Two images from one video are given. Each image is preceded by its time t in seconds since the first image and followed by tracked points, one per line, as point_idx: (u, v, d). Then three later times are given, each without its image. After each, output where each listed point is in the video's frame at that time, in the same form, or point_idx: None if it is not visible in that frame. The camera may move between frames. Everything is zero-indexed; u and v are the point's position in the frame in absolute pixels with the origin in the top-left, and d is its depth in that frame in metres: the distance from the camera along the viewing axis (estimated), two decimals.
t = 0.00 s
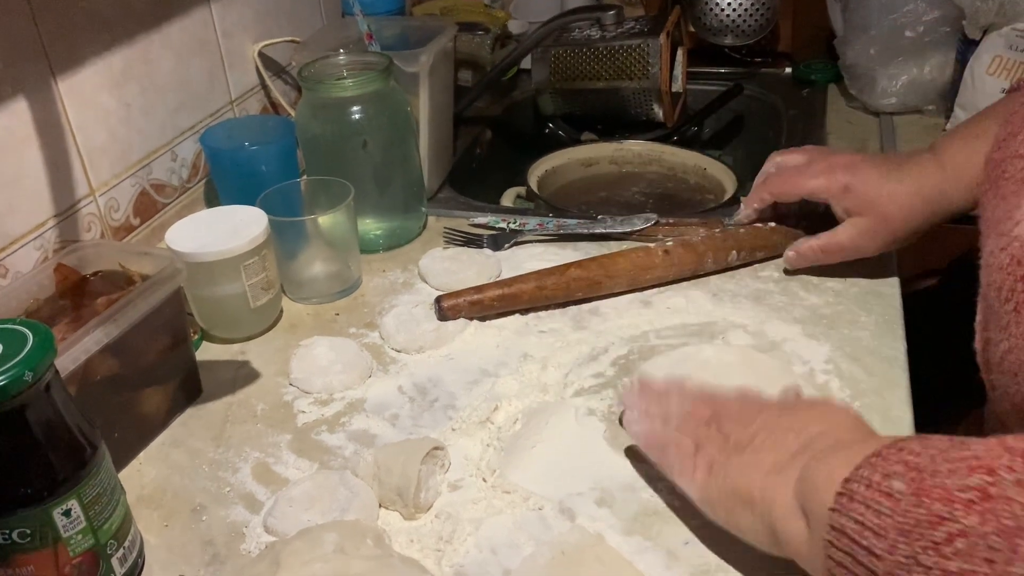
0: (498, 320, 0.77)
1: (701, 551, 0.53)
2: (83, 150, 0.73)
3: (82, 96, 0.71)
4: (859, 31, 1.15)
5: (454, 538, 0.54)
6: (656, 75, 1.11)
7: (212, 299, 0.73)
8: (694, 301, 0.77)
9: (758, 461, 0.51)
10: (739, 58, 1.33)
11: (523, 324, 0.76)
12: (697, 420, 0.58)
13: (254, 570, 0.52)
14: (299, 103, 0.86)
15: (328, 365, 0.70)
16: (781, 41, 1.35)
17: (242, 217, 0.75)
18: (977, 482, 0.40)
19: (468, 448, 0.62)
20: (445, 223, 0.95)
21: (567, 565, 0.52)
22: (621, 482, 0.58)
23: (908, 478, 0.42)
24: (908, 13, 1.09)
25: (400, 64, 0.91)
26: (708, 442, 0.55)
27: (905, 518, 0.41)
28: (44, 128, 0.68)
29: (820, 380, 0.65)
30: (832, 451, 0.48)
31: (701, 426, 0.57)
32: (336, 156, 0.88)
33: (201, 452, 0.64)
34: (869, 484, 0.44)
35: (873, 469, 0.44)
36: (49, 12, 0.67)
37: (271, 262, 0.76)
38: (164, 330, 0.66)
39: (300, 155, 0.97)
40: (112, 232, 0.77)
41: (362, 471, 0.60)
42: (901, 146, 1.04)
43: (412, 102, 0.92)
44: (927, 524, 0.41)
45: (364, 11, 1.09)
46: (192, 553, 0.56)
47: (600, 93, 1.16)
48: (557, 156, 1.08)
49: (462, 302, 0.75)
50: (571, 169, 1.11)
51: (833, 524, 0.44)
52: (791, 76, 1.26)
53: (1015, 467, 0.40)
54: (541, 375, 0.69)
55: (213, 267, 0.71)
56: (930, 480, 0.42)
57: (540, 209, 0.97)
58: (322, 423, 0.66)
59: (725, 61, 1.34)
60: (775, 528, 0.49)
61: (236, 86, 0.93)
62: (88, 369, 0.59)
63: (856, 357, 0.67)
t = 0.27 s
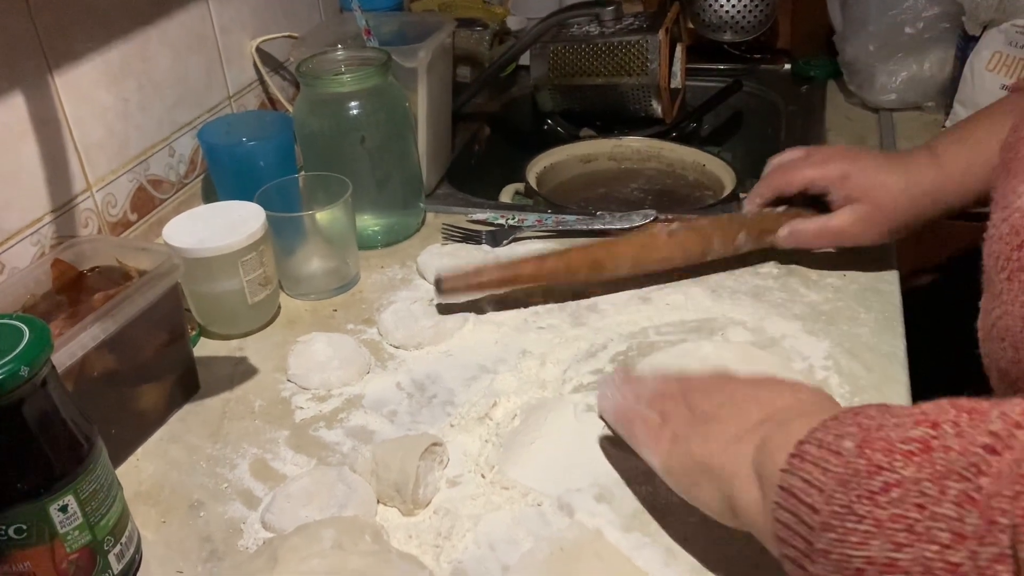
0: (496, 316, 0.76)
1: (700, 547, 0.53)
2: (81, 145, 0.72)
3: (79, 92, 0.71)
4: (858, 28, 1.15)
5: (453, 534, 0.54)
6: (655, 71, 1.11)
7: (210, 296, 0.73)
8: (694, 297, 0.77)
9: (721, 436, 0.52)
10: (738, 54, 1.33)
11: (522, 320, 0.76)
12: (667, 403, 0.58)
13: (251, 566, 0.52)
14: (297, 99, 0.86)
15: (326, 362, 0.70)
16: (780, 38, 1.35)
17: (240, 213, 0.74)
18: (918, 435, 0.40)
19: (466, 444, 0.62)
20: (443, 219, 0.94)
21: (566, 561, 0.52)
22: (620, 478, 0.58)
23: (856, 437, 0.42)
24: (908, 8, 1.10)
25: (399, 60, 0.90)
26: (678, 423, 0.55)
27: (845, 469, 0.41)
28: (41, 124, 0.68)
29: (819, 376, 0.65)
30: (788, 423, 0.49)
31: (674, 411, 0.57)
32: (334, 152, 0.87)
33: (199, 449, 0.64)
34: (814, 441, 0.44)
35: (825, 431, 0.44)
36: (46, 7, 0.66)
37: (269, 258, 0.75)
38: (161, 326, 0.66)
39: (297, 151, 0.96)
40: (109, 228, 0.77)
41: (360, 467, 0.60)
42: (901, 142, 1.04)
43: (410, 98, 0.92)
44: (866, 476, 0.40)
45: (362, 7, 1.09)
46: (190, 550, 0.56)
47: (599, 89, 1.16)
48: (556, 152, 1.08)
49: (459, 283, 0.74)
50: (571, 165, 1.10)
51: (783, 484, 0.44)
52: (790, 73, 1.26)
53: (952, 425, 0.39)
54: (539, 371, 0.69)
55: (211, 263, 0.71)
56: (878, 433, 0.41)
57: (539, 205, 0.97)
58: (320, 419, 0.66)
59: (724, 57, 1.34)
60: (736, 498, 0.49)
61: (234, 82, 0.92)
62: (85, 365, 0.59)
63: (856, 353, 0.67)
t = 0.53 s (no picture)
0: (495, 313, 0.76)
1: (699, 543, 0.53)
2: (78, 143, 0.72)
3: (76, 89, 0.71)
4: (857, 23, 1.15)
5: (451, 531, 0.54)
6: (653, 68, 1.11)
7: (207, 293, 0.73)
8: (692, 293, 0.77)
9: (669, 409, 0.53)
10: (736, 50, 1.32)
11: (520, 316, 0.76)
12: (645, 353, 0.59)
13: (249, 563, 0.52)
14: (295, 96, 0.86)
15: (324, 359, 0.70)
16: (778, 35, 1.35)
17: (238, 210, 0.74)
18: (840, 419, 0.33)
19: (465, 441, 0.62)
20: (442, 216, 0.94)
21: (565, 558, 0.52)
22: (619, 474, 0.58)
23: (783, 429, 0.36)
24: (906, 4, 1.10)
25: (397, 57, 0.90)
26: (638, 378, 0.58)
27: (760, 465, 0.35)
28: (38, 121, 0.68)
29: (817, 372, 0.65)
30: (739, 427, 0.47)
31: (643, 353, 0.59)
32: (332, 149, 0.87)
33: (197, 446, 0.64)
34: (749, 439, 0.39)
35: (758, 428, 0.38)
36: (43, 5, 0.66)
37: (267, 255, 0.75)
38: (159, 323, 0.66)
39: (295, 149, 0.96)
40: (107, 226, 0.77)
41: (359, 464, 0.60)
42: (900, 138, 1.04)
43: (408, 95, 0.92)
44: (779, 463, 0.34)
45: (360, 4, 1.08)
46: (188, 547, 0.56)
47: (597, 86, 1.16)
48: (554, 149, 1.08)
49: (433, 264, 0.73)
50: (570, 162, 1.10)
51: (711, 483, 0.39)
52: (788, 69, 1.26)
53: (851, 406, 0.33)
54: (537, 368, 0.69)
55: (208, 260, 0.71)
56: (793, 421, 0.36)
57: (537, 202, 0.97)
58: (318, 416, 0.66)
59: (722, 54, 1.33)
60: (672, 483, 0.50)
61: (232, 80, 0.92)
62: (82, 362, 0.59)
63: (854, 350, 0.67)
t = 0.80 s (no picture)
0: (490, 311, 0.76)
1: (694, 541, 0.53)
2: (72, 141, 0.72)
3: (70, 87, 0.71)
4: (854, 20, 1.15)
5: (446, 530, 0.54)
6: (650, 65, 1.10)
7: (203, 292, 0.73)
8: (688, 290, 0.77)
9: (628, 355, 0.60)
10: (733, 47, 1.32)
11: (516, 314, 0.75)
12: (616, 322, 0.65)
13: (244, 562, 0.52)
14: (290, 94, 0.86)
15: (319, 357, 0.70)
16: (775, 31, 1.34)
17: (232, 208, 0.74)
18: (739, 305, 0.37)
19: (460, 439, 0.62)
20: (438, 214, 0.94)
21: (560, 556, 0.52)
22: (614, 472, 0.58)
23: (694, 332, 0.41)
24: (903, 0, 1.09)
25: (393, 54, 0.90)
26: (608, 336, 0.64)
27: (679, 350, 0.40)
28: (32, 119, 0.67)
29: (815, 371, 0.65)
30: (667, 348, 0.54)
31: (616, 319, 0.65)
32: (327, 147, 0.87)
33: (191, 445, 0.64)
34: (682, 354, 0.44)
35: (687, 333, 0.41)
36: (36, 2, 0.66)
37: (262, 253, 0.75)
38: (154, 322, 0.65)
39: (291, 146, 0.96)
40: (101, 224, 0.77)
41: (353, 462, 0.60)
42: (898, 135, 1.04)
43: (403, 92, 0.91)
44: (691, 346, 0.38)
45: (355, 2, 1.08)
46: (182, 546, 0.56)
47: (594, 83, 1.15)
48: (551, 147, 1.08)
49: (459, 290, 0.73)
50: (567, 160, 1.10)
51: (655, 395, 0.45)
52: (786, 66, 1.26)
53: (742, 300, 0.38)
54: (533, 366, 0.69)
55: (203, 258, 0.71)
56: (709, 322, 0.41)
57: (534, 200, 0.96)
58: (313, 415, 0.66)
59: (719, 51, 1.33)
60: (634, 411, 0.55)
61: (227, 77, 0.92)
62: (76, 361, 0.59)
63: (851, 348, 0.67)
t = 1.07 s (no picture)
0: (488, 310, 0.76)
1: (691, 541, 0.53)
2: (69, 140, 0.72)
3: (67, 86, 0.71)
4: (852, 18, 1.15)
5: (443, 529, 0.54)
6: (648, 63, 1.10)
7: (201, 291, 0.73)
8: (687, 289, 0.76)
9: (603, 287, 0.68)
10: (731, 46, 1.32)
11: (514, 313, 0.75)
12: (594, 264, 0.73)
13: (241, 562, 0.52)
14: (287, 93, 0.85)
15: (317, 357, 0.70)
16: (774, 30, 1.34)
17: (230, 207, 0.74)
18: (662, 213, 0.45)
19: (458, 439, 0.62)
20: (436, 213, 0.94)
21: (558, 555, 0.52)
22: (612, 471, 0.58)
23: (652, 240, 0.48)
24: None
25: (391, 53, 0.90)
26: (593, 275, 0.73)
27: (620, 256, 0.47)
28: (29, 119, 0.67)
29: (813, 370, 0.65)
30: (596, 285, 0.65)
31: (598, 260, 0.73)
32: (326, 146, 0.87)
33: (189, 444, 0.64)
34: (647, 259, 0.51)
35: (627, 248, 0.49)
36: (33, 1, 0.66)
37: (260, 252, 0.75)
38: (151, 321, 0.65)
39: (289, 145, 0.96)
40: (99, 224, 0.76)
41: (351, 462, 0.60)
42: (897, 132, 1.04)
43: (401, 91, 0.91)
44: (627, 248, 0.46)
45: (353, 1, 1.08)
46: (180, 546, 0.56)
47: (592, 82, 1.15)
48: (549, 145, 1.08)
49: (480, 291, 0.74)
50: (566, 159, 1.10)
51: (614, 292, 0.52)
52: (784, 65, 1.26)
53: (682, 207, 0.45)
54: (531, 365, 0.69)
55: (201, 258, 0.71)
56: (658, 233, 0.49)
57: (532, 199, 0.96)
58: (311, 414, 0.66)
59: (718, 50, 1.33)
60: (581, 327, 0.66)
61: (225, 76, 0.92)
62: (74, 361, 0.59)
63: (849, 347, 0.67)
